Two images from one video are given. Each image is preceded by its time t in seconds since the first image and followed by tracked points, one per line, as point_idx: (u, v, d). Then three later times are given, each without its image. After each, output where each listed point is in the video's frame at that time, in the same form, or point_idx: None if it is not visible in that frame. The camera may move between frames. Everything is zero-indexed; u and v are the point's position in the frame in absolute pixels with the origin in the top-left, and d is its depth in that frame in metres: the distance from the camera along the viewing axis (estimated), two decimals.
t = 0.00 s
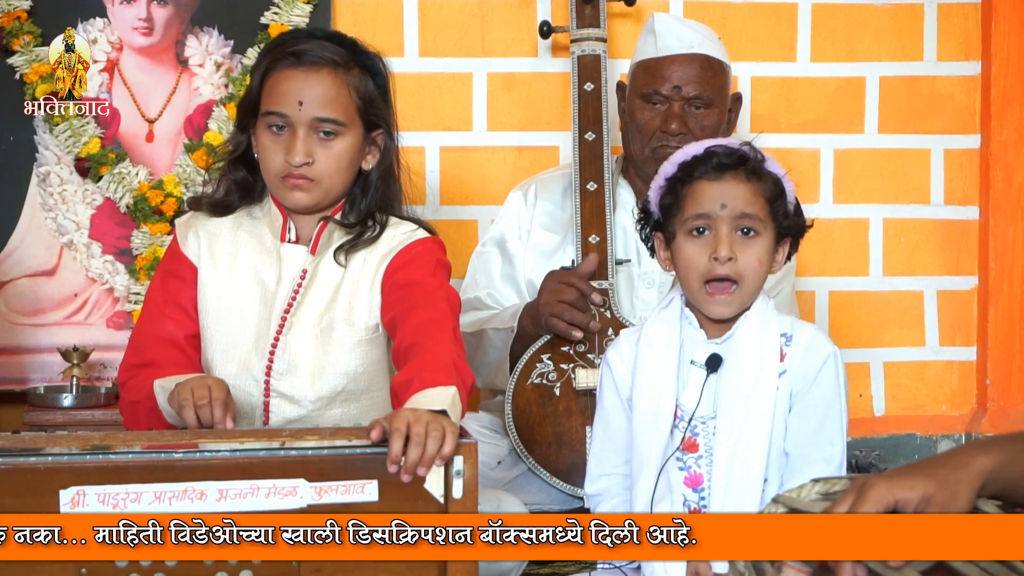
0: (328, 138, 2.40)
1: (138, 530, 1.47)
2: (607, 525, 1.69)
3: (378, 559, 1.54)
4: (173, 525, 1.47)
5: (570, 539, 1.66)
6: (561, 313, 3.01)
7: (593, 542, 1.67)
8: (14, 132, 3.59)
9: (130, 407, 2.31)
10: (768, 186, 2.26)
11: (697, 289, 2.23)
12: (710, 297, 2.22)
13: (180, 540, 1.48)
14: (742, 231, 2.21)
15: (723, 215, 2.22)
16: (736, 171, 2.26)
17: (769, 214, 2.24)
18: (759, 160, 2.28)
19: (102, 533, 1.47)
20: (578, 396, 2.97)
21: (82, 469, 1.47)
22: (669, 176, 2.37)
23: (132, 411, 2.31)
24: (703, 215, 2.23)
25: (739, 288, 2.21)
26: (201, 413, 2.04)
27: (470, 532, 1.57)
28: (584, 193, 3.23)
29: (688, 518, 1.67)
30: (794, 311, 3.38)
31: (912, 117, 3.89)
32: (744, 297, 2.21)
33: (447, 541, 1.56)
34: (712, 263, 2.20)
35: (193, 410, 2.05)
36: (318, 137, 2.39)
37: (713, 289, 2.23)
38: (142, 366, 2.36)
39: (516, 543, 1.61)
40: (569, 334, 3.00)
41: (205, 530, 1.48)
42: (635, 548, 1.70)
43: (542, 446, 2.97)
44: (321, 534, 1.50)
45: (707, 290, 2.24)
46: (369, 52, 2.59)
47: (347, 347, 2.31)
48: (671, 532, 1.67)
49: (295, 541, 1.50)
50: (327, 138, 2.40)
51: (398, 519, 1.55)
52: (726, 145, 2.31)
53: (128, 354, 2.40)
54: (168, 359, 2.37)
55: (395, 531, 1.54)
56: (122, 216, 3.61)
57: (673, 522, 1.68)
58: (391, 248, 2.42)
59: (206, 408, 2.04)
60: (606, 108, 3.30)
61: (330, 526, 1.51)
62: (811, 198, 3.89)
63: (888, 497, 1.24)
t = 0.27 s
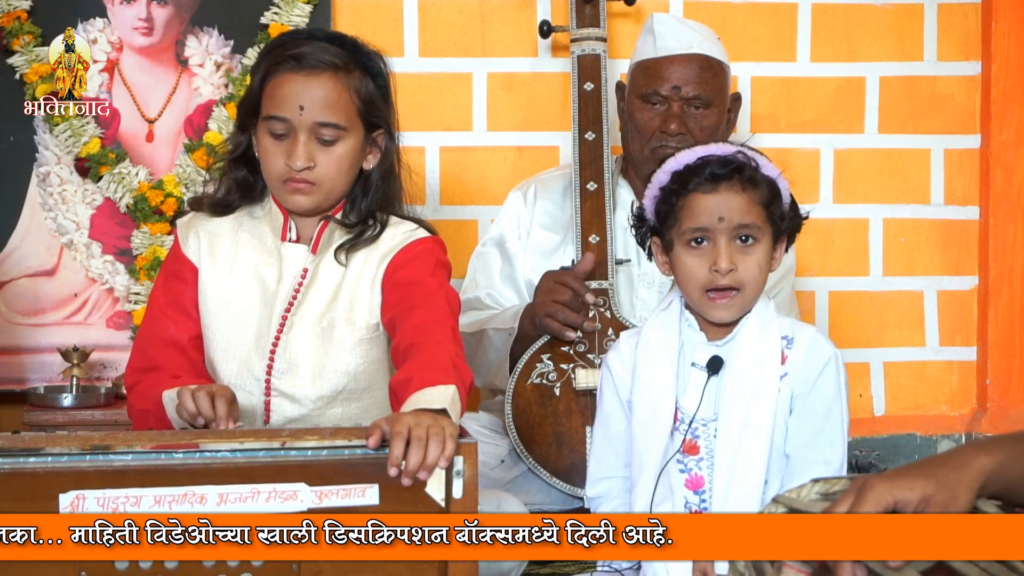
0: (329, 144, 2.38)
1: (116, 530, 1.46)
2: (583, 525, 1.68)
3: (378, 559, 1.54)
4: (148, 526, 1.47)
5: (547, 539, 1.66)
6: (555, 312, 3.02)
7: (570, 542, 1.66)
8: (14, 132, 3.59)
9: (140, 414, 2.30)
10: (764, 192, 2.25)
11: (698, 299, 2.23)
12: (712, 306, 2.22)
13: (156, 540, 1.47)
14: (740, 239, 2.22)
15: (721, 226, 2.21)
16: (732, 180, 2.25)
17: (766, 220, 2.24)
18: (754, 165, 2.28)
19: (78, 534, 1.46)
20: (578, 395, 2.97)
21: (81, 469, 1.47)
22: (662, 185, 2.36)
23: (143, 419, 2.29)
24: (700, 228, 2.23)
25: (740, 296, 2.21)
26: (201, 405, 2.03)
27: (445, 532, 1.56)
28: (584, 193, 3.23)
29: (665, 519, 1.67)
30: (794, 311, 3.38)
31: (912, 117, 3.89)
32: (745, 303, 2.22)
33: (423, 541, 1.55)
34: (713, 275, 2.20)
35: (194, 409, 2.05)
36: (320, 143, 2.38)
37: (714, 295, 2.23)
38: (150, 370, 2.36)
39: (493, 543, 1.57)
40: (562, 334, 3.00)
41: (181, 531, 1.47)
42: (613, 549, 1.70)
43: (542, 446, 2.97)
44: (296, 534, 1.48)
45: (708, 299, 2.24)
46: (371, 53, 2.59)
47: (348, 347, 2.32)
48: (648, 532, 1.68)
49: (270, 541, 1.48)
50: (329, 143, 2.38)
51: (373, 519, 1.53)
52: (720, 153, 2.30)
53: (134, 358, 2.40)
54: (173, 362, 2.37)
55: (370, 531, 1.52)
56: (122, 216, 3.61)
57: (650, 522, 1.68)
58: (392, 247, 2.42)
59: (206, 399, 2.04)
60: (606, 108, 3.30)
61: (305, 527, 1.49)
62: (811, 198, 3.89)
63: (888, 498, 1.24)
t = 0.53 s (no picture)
0: (332, 150, 2.37)
1: (90, 530, 1.47)
2: (560, 524, 1.67)
3: (378, 559, 1.54)
4: (138, 526, 1.48)
5: (522, 539, 1.65)
6: (555, 312, 3.03)
7: (546, 542, 1.66)
8: (14, 132, 3.59)
9: (143, 418, 2.30)
10: (767, 191, 2.25)
11: (702, 298, 2.23)
12: (716, 305, 2.22)
13: (133, 540, 1.48)
14: (743, 239, 2.22)
15: (724, 225, 2.22)
16: (734, 180, 2.25)
17: (769, 219, 2.24)
18: (755, 164, 2.28)
19: (54, 534, 1.46)
20: (578, 396, 2.97)
21: (82, 469, 1.48)
22: (664, 186, 2.37)
23: (144, 422, 2.30)
24: (703, 227, 2.23)
25: (744, 295, 2.21)
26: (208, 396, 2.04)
27: (422, 532, 1.55)
28: (584, 193, 3.23)
29: (641, 519, 1.70)
30: (794, 311, 3.38)
31: (912, 117, 3.89)
32: (749, 303, 2.22)
33: (399, 541, 1.54)
34: (716, 274, 2.21)
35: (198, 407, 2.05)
36: (323, 150, 2.36)
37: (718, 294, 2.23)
38: (153, 372, 2.38)
39: (468, 543, 1.57)
40: (564, 335, 3.00)
41: (157, 531, 1.48)
42: (589, 549, 1.70)
43: (542, 446, 2.98)
44: (273, 534, 1.49)
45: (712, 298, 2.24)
46: (369, 55, 2.56)
47: (348, 347, 2.32)
48: (624, 532, 1.70)
49: (247, 541, 1.48)
50: (332, 150, 2.37)
51: (349, 519, 1.53)
52: (721, 152, 2.30)
53: (137, 360, 2.42)
54: (175, 365, 2.38)
55: (347, 532, 1.51)
56: (122, 216, 3.61)
57: (625, 523, 1.71)
58: (392, 248, 2.42)
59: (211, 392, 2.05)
60: (606, 108, 3.30)
61: (281, 527, 1.49)
62: (811, 197, 3.89)
63: (890, 497, 1.24)
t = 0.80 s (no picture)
0: (331, 154, 2.36)
1: (67, 530, 1.47)
2: (534, 525, 1.66)
3: (378, 559, 1.54)
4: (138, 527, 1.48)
5: (498, 540, 1.61)
6: (555, 313, 3.03)
7: (520, 543, 1.64)
8: (14, 132, 3.59)
9: (135, 413, 2.30)
10: (772, 184, 2.26)
11: (705, 289, 2.23)
12: (718, 295, 2.22)
13: (110, 540, 1.48)
14: (747, 229, 2.22)
15: (729, 214, 2.23)
16: (741, 169, 2.27)
17: (774, 211, 2.24)
18: (762, 157, 2.29)
19: (31, 534, 1.46)
20: (578, 396, 2.97)
21: (81, 470, 1.48)
22: (671, 178, 2.38)
23: (137, 418, 2.31)
24: (709, 215, 2.24)
25: (747, 286, 2.21)
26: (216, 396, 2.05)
27: (398, 531, 1.54)
28: (584, 193, 3.23)
29: (616, 519, 1.69)
30: (794, 311, 3.38)
31: (912, 117, 3.89)
32: (752, 294, 2.21)
33: (375, 542, 1.53)
34: (720, 262, 2.21)
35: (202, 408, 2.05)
36: (321, 153, 2.35)
37: (721, 284, 2.23)
38: (144, 372, 2.35)
39: (445, 543, 1.55)
40: (563, 334, 3.00)
41: (134, 531, 1.48)
42: (563, 549, 1.68)
43: (542, 446, 2.98)
44: (249, 534, 1.49)
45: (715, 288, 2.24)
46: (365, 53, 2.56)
47: (347, 347, 2.32)
48: (599, 532, 1.68)
49: (223, 541, 1.49)
50: (331, 153, 2.36)
51: (326, 519, 1.52)
52: (729, 144, 2.32)
53: (129, 360, 2.40)
54: (168, 364, 2.36)
55: (323, 532, 1.50)
56: (122, 216, 3.61)
57: (600, 523, 1.69)
58: (390, 249, 2.42)
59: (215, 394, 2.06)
60: (606, 108, 3.30)
61: (258, 526, 1.49)
62: (811, 198, 3.89)
63: (890, 495, 1.26)
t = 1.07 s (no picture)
0: (326, 155, 2.35)
1: (42, 530, 1.47)
2: (510, 525, 1.63)
3: (378, 559, 1.54)
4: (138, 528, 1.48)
5: (473, 539, 1.57)
6: (554, 314, 3.03)
7: (496, 542, 1.59)
8: (14, 132, 3.59)
9: (134, 416, 2.31)
10: (775, 182, 2.26)
11: (706, 285, 2.23)
12: (719, 291, 2.22)
13: (84, 540, 1.48)
14: (749, 226, 2.22)
15: (731, 210, 2.23)
16: (744, 166, 2.27)
17: (776, 209, 2.24)
18: (765, 155, 2.29)
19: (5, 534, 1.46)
20: (578, 396, 2.97)
21: (81, 470, 1.48)
22: (674, 175, 2.38)
23: (137, 420, 2.30)
24: (711, 211, 2.24)
25: (747, 282, 2.21)
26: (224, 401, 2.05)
27: (374, 532, 1.53)
28: (584, 193, 3.23)
29: (593, 519, 1.68)
30: (794, 311, 3.38)
31: (912, 117, 3.89)
32: (753, 291, 2.21)
33: (351, 541, 1.52)
34: (721, 258, 2.20)
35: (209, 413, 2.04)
36: (316, 155, 2.35)
37: (721, 280, 2.23)
38: (143, 375, 2.35)
39: (420, 543, 1.54)
40: (562, 335, 3.01)
41: (110, 531, 1.48)
42: (539, 549, 1.66)
43: (542, 446, 2.98)
44: (225, 534, 1.49)
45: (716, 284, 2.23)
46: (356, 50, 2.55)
47: (347, 348, 2.32)
48: (575, 532, 1.67)
49: (199, 541, 1.48)
50: (326, 155, 2.35)
51: (302, 519, 1.50)
52: (732, 141, 2.32)
53: (127, 364, 2.39)
54: (166, 368, 2.36)
55: (299, 532, 1.49)
56: (122, 216, 3.61)
57: (577, 522, 1.68)
58: (388, 249, 2.42)
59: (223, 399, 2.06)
60: (606, 108, 3.30)
61: (233, 526, 1.48)
62: (811, 198, 3.89)
63: (889, 497, 1.25)
